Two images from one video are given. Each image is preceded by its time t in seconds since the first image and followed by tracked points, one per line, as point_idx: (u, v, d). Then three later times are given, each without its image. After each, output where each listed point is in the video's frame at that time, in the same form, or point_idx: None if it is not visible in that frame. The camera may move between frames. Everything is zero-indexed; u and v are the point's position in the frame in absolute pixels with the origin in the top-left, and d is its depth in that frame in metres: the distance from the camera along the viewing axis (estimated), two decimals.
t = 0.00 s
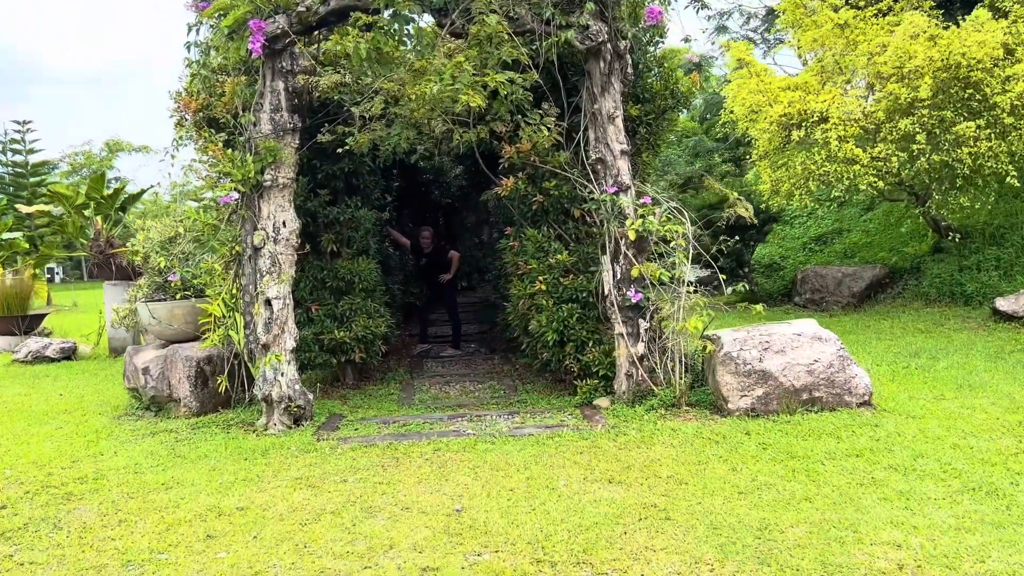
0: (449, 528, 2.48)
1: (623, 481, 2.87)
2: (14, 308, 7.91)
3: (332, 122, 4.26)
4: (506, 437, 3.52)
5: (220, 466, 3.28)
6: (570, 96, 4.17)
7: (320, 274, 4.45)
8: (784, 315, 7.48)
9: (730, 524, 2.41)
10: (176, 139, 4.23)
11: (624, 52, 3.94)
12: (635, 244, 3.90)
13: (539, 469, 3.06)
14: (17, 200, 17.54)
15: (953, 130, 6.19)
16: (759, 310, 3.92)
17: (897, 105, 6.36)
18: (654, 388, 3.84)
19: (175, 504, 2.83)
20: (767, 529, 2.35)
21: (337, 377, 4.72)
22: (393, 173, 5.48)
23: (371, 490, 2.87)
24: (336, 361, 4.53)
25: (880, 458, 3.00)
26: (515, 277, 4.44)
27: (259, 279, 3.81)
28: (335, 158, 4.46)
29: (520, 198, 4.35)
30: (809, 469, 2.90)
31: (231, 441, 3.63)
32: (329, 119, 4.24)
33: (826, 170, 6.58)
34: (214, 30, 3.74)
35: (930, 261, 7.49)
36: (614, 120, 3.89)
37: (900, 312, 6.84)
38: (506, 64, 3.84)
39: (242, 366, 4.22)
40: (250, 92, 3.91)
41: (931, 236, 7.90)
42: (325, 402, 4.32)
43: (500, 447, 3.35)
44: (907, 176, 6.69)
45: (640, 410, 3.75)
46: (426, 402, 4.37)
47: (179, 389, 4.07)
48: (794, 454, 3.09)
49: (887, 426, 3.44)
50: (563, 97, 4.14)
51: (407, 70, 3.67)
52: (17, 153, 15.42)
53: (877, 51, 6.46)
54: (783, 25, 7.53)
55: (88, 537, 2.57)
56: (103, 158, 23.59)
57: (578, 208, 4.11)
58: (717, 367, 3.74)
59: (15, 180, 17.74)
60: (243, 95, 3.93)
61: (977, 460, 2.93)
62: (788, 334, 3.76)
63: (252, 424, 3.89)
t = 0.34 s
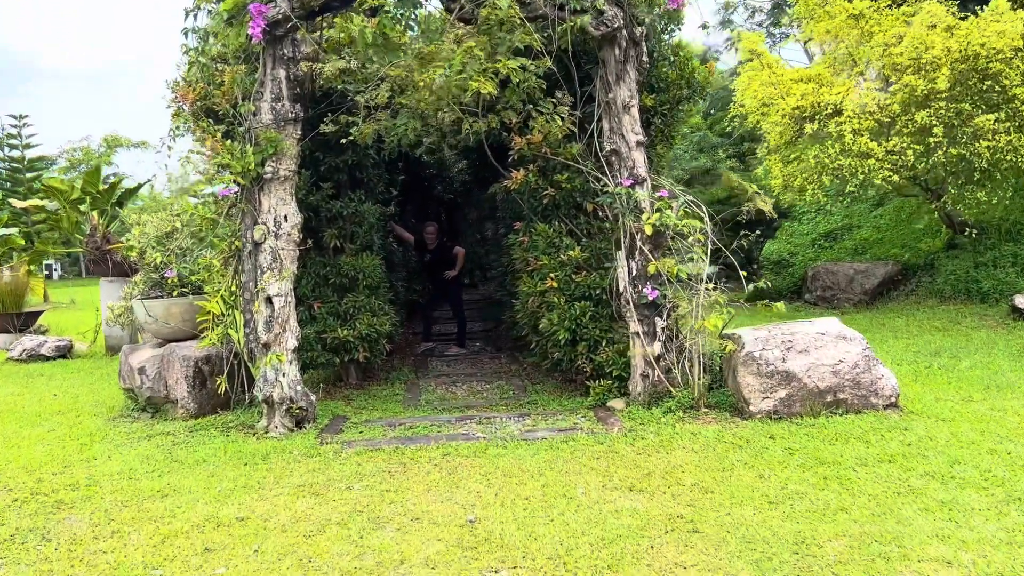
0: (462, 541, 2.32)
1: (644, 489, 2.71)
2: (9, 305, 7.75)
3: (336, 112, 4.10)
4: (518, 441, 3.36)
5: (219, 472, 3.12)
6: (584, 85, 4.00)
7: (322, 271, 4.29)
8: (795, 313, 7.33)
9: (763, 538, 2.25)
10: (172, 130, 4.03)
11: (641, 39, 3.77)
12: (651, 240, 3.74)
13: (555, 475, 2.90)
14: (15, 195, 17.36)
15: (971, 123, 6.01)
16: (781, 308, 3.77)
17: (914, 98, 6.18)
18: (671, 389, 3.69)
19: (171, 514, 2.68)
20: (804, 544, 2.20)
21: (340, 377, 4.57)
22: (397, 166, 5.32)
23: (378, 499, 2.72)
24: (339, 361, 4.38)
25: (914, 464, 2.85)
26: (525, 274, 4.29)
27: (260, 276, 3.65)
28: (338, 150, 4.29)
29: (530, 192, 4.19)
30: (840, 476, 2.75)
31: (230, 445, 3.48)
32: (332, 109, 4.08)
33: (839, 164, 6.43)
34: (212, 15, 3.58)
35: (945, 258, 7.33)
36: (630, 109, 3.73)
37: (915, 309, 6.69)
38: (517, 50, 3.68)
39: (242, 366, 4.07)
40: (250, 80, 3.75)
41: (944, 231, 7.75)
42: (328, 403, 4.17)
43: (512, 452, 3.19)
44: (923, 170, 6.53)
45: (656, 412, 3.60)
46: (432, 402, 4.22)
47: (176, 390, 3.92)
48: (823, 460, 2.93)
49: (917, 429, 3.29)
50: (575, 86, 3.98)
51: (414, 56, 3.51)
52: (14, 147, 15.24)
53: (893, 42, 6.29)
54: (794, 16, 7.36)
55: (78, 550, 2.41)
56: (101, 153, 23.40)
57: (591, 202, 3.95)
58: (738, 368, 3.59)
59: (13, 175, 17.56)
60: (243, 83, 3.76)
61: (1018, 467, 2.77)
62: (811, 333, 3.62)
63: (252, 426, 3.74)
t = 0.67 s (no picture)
0: (475, 567, 2.17)
1: (667, 508, 2.55)
2: (6, 305, 7.61)
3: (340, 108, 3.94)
4: (530, 452, 3.21)
5: (216, 486, 2.97)
6: (598, 80, 3.85)
7: (325, 273, 4.14)
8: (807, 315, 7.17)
9: (800, 565, 2.09)
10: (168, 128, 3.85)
11: (658, 31, 3.61)
12: (669, 241, 3.58)
13: (570, 492, 2.74)
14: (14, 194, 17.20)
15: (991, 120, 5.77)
16: (804, 312, 3.62)
17: (933, 95, 5.99)
18: (689, 398, 3.53)
19: (165, 534, 2.52)
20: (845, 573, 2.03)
21: (343, 382, 4.42)
22: (402, 164, 5.17)
23: (384, 517, 2.56)
24: (342, 366, 4.22)
25: (952, 480, 2.69)
26: (535, 277, 4.13)
27: (260, 278, 3.50)
28: (341, 148, 4.14)
29: (541, 191, 4.04)
30: (874, 493, 2.59)
31: (229, 457, 3.32)
32: (336, 105, 3.92)
33: (855, 163, 6.27)
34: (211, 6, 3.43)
35: (961, 259, 7.16)
36: (646, 105, 3.57)
37: (931, 312, 6.52)
38: (530, 44, 3.52)
39: (241, 372, 3.91)
40: (251, 75, 3.60)
41: (960, 232, 7.58)
42: (331, 411, 4.01)
43: (525, 466, 3.03)
44: (940, 169, 6.36)
45: (674, 422, 3.44)
46: (439, 410, 4.06)
47: (173, 397, 3.77)
48: (854, 476, 2.77)
49: (950, 442, 3.13)
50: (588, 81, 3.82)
51: (421, 49, 3.35)
52: (12, 145, 15.07)
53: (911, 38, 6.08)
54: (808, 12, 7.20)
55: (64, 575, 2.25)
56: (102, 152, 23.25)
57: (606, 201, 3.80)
58: (760, 376, 3.43)
59: (13, 173, 17.41)
60: (244, 78, 3.61)
61: None
62: (836, 340, 3.46)
63: (252, 436, 3.59)
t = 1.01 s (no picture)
0: None
1: (687, 525, 2.39)
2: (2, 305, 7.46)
3: (340, 100, 3.78)
4: (538, 462, 3.04)
5: (208, 498, 2.81)
6: (611, 71, 3.68)
7: (325, 272, 3.98)
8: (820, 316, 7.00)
9: None
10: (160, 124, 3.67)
11: (673, 19, 3.44)
12: (685, 240, 3.42)
13: (582, 505, 2.58)
14: (15, 194, 17.08)
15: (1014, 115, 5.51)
16: (826, 314, 3.45)
17: (951, 91, 5.79)
18: (706, 404, 3.37)
19: (152, 550, 2.36)
20: None
21: (344, 386, 4.26)
22: (405, 159, 5.01)
23: (385, 534, 2.40)
24: (342, 369, 4.06)
25: (991, 495, 2.52)
26: (543, 276, 3.97)
27: (257, 278, 3.34)
28: (342, 143, 3.98)
29: (550, 187, 3.90)
30: (909, 509, 2.42)
31: (223, 465, 3.17)
32: (337, 98, 3.76)
33: (871, 160, 6.10)
34: None
35: (978, 258, 6.98)
36: (661, 97, 3.40)
37: (949, 313, 6.34)
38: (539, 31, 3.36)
39: (237, 376, 3.75)
40: (247, 65, 3.44)
41: (976, 231, 7.41)
42: (331, 416, 3.86)
43: (534, 476, 2.87)
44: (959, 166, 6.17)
45: (690, 429, 3.28)
46: (443, 415, 3.90)
47: (167, 402, 3.61)
48: (885, 489, 2.60)
49: (984, 452, 2.95)
50: (600, 72, 3.66)
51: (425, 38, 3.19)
52: (13, 143, 14.94)
53: (929, 31, 5.85)
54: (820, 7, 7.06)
55: None
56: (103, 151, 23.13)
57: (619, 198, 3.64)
58: (781, 382, 3.26)
59: (14, 172, 17.30)
60: (240, 69, 3.45)
61: None
62: (860, 343, 3.29)
63: (248, 443, 3.43)
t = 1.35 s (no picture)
0: None
1: (710, 556, 2.21)
2: None
3: (340, 98, 3.60)
4: (547, 481, 2.87)
5: (196, 520, 2.63)
6: (623, 68, 3.50)
7: (324, 278, 3.81)
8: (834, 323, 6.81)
9: None
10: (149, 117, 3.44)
11: (691, 12, 3.25)
12: (703, 245, 3.24)
13: (595, 531, 2.40)
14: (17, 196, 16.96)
15: None
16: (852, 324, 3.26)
17: (973, 90, 5.60)
18: (725, 418, 3.19)
19: None
20: None
21: (344, 396, 4.08)
22: (408, 161, 4.85)
23: (383, 563, 2.23)
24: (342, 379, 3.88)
25: None
26: (552, 283, 3.79)
27: (251, 285, 3.17)
28: (342, 143, 3.81)
29: (559, 190, 3.73)
30: (950, 538, 2.24)
31: (214, 483, 2.99)
32: (336, 95, 3.60)
33: (889, 161, 5.93)
34: None
35: (998, 263, 6.78)
36: (678, 95, 3.22)
37: (969, 320, 6.15)
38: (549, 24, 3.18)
39: (231, 387, 3.58)
40: (242, 61, 3.26)
41: (995, 235, 7.21)
42: (329, 428, 3.68)
43: (543, 498, 2.69)
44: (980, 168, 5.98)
45: (708, 446, 3.10)
46: (447, 428, 3.72)
47: (157, 414, 3.43)
48: (922, 515, 2.42)
49: None
50: (613, 69, 3.48)
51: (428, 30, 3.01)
52: (14, 145, 14.81)
53: (952, 28, 5.65)
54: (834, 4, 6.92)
55: None
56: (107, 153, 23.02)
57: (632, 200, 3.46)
58: (805, 396, 3.08)
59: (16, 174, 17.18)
60: (235, 65, 3.28)
61: None
62: (889, 355, 3.11)
63: (242, 458, 3.26)
